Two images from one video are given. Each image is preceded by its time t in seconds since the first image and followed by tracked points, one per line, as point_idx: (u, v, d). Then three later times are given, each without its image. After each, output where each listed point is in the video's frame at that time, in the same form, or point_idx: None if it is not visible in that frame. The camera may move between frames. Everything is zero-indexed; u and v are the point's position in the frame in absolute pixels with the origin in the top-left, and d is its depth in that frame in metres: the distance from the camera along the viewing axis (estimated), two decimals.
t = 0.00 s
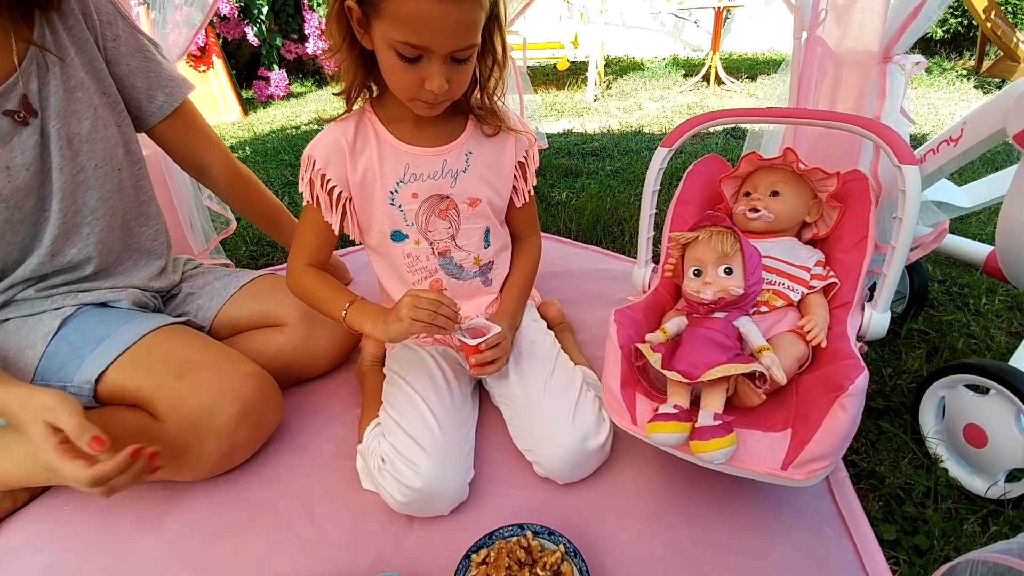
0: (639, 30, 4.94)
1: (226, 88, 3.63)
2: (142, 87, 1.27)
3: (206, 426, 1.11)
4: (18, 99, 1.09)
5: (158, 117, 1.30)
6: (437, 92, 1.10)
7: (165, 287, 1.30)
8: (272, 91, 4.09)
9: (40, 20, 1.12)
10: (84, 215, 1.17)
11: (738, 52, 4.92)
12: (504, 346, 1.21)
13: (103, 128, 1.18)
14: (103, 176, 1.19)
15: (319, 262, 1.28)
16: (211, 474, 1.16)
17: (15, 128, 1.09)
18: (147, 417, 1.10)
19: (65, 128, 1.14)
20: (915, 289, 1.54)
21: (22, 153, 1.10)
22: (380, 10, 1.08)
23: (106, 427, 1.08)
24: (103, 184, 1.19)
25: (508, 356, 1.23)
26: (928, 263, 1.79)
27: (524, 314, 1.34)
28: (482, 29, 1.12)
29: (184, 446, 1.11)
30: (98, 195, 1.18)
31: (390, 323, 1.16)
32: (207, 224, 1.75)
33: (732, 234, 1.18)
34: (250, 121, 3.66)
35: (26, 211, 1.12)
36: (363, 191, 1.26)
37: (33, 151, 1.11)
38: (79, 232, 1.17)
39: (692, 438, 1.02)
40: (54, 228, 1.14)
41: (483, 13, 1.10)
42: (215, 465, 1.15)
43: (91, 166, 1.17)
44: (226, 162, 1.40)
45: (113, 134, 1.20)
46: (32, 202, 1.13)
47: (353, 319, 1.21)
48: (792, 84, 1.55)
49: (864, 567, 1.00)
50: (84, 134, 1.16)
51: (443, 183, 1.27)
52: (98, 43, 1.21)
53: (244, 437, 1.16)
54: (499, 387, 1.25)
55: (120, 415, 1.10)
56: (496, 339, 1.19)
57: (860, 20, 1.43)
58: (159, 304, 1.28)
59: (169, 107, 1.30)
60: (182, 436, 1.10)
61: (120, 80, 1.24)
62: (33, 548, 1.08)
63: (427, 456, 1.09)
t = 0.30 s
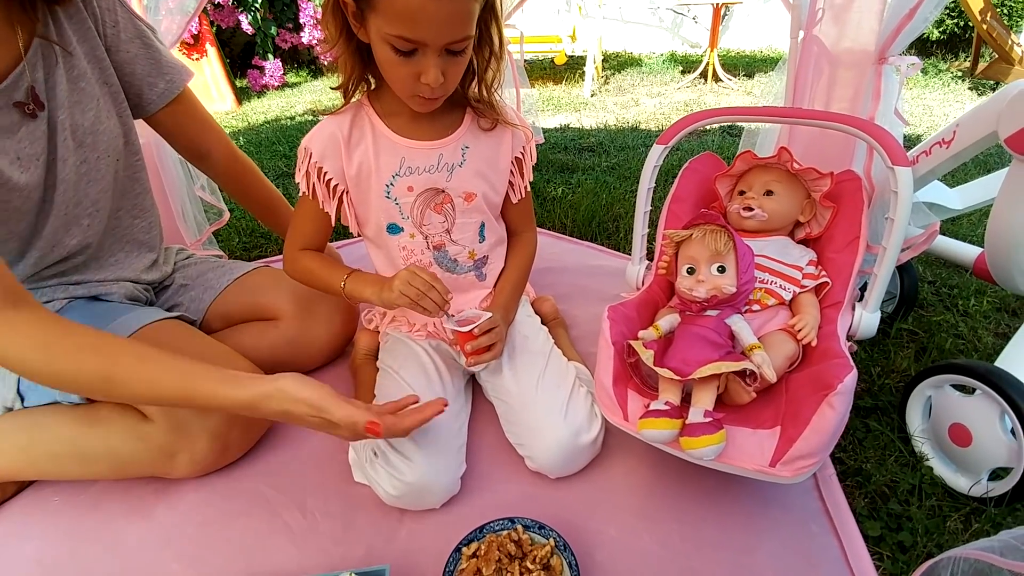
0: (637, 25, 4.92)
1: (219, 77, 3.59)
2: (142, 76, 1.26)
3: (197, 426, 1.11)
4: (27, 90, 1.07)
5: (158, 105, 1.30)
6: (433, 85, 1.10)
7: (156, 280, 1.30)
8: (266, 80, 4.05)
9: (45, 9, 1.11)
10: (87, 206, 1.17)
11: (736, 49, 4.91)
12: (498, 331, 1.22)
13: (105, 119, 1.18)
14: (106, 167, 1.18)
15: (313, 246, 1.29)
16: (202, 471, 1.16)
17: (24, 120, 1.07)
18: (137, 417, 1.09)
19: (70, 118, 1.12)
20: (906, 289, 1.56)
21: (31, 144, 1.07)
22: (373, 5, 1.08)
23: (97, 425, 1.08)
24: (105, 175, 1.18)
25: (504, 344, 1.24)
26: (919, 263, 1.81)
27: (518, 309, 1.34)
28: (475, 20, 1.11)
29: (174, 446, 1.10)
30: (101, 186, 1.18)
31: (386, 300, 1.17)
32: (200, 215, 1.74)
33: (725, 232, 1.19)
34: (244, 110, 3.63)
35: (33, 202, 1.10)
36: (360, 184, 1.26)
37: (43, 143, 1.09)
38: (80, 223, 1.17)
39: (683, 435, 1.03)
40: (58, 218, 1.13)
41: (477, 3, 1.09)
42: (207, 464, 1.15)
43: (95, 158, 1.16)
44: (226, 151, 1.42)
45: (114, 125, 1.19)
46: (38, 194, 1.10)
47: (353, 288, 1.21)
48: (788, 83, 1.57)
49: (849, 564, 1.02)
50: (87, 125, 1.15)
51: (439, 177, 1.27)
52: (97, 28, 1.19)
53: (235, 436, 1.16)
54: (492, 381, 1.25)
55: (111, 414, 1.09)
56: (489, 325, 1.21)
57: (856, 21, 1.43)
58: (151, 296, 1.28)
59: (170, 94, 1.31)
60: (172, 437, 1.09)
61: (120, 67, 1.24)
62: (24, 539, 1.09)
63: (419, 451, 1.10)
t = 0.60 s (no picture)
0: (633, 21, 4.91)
1: (212, 70, 3.56)
2: (144, 69, 1.26)
3: (191, 431, 1.10)
4: (47, 87, 1.07)
5: (157, 99, 1.30)
6: (426, 79, 1.09)
7: (150, 279, 1.28)
8: (260, 74, 4.02)
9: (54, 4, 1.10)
10: (96, 203, 1.17)
11: (733, 46, 4.90)
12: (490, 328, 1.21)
13: (114, 116, 1.17)
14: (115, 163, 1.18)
15: (312, 239, 1.28)
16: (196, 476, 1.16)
17: (47, 118, 1.07)
18: (126, 421, 1.08)
19: (84, 116, 1.12)
20: (897, 288, 1.56)
21: (54, 142, 1.07)
22: None
23: (86, 429, 1.08)
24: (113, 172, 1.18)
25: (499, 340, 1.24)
26: (911, 262, 1.81)
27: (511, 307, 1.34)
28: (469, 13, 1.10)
29: (167, 452, 1.09)
30: (110, 183, 1.18)
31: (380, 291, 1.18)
32: (191, 210, 1.73)
33: (717, 231, 1.19)
34: (237, 104, 3.60)
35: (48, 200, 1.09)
36: (353, 180, 1.25)
37: (64, 142, 1.09)
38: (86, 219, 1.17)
39: (672, 434, 1.04)
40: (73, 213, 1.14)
41: None
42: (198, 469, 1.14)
43: (107, 155, 1.16)
44: (223, 146, 1.42)
45: (120, 121, 1.19)
46: (53, 190, 1.10)
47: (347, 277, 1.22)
48: (781, 81, 1.56)
49: (838, 564, 1.02)
50: (97, 123, 1.14)
51: (432, 175, 1.26)
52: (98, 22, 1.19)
53: (229, 440, 1.16)
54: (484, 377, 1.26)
55: (102, 419, 1.08)
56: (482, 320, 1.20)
57: (852, 19, 1.43)
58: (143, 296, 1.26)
59: (169, 89, 1.30)
60: (165, 443, 1.08)
61: (122, 61, 1.23)
62: (12, 538, 1.08)
63: (410, 450, 1.10)
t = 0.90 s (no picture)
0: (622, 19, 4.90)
1: (197, 73, 3.54)
2: (125, 78, 1.25)
3: (174, 448, 1.09)
4: (27, 97, 1.05)
5: (142, 107, 1.30)
6: (403, 87, 1.09)
7: (133, 293, 1.26)
8: (246, 76, 3.99)
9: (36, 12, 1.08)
10: (77, 214, 1.15)
11: (721, 43, 4.91)
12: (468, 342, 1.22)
13: (93, 125, 1.16)
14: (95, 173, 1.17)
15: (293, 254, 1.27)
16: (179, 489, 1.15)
17: (25, 129, 1.05)
18: (110, 440, 1.08)
19: (63, 126, 1.11)
20: (880, 289, 1.57)
21: (33, 153, 1.06)
22: (339, 9, 1.07)
23: (70, 448, 1.07)
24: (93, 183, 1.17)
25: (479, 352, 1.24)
26: (895, 261, 1.82)
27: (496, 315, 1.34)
28: (444, 20, 1.09)
29: (150, 469, 1.09)
30: (90, 194, 1.17)
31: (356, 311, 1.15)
32: (175, 219, 1.72)
33: (698, 239, 1.19)
34: (224, 107, 3.58)
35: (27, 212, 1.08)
36: (335, 193, 1.24)
37: (42, 153, 1.07)
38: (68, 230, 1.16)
39: (654, 443, 1.04)
40: (54, 225, 1.12)
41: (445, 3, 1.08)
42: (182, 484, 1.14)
43: (86, 166, 1.15)
44: (209, 150, 1.41)
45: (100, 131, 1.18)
46: (32, 201, 1.08)
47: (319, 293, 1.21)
48: (766, 80, 1.57)
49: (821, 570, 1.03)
50: (76, 132, 1.13)
51: (414, 185, 1.26)
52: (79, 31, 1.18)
53: (212, 456, 1.15)
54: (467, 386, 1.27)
55: (85, 436, 1.08)
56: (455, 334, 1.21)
57: (835, 21, 1.42)
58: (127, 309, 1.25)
59: (151, 97, 1.30)
60: (148, 461, 1.08)
61: (102, 70, 1.22)
62: None
63: (393, 462, 1.10)
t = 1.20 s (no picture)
0: (608, 15, 4.91)
1: (182, 82, 3.52)
2: (96, 95, 1.24)
3: (168, 462, 1.09)
4: None
5: (115, 124, 1.29)
6: (385, 99, 1.09)
7: (121, 308, 1.26)
8: (233, 83, 3.98)
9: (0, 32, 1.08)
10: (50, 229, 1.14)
11: (708, 37, 4.92)
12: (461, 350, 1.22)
13: (65, 140, 1.15)
14: (68, 189, 1.16)
15: (281, 273, 1.27)
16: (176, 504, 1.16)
17: None
18: (105, 456, 1.08)
19: (30, 141, 1.09)
20: (868, 282, 1.59)
21: None
22: (318, 22, 1.07)
23: (63, 466, 1.07)
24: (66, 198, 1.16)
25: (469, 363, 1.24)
26: (883, 253, 1.84)
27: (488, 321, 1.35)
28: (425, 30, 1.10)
29: (146, 483, 1.09)
30: (64, 209, 1.15)
31: (352, 333, 1.17)
32: (164, 234, 1.72)
33: (686, 241, 1.20)
34: (211, 116, 3.56)
35: None
36: (322, 207, 1.25)
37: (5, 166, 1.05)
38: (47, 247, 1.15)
39: (647, 445, 1.05)
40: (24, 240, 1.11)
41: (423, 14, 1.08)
42: (179, 499, 1.15)
43: (58, 182, 1.14)
44: (187, 166, 1.40)
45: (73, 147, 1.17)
46: None
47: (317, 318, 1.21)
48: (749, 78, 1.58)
49: (815, 565, 1.04)
50: (47, 147, 1.12)
51: (402, 195, 1.26)
52: (48, 52, 1.17)
53: (207, 469, 1.16)
54: (461, 394, 1.27)
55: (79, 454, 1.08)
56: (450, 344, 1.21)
57: (816, 18, 1.43)
58: (116, 326, 1.25)
59: (125, 113, 1.29)
60: (143, 475, 1.08)
61: (73, 87, 1.21)
62: None
63: (389, 472, 1.11)
